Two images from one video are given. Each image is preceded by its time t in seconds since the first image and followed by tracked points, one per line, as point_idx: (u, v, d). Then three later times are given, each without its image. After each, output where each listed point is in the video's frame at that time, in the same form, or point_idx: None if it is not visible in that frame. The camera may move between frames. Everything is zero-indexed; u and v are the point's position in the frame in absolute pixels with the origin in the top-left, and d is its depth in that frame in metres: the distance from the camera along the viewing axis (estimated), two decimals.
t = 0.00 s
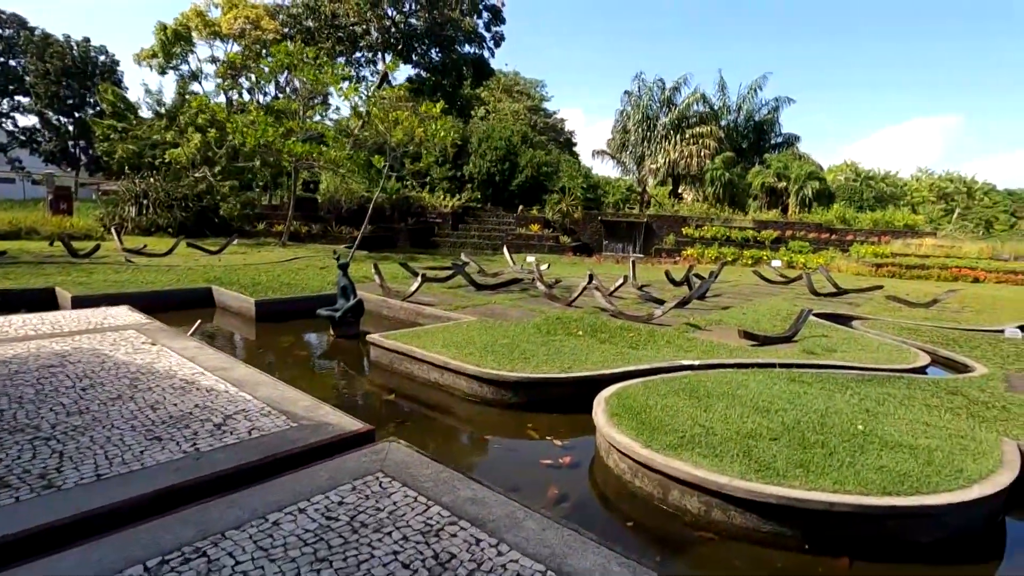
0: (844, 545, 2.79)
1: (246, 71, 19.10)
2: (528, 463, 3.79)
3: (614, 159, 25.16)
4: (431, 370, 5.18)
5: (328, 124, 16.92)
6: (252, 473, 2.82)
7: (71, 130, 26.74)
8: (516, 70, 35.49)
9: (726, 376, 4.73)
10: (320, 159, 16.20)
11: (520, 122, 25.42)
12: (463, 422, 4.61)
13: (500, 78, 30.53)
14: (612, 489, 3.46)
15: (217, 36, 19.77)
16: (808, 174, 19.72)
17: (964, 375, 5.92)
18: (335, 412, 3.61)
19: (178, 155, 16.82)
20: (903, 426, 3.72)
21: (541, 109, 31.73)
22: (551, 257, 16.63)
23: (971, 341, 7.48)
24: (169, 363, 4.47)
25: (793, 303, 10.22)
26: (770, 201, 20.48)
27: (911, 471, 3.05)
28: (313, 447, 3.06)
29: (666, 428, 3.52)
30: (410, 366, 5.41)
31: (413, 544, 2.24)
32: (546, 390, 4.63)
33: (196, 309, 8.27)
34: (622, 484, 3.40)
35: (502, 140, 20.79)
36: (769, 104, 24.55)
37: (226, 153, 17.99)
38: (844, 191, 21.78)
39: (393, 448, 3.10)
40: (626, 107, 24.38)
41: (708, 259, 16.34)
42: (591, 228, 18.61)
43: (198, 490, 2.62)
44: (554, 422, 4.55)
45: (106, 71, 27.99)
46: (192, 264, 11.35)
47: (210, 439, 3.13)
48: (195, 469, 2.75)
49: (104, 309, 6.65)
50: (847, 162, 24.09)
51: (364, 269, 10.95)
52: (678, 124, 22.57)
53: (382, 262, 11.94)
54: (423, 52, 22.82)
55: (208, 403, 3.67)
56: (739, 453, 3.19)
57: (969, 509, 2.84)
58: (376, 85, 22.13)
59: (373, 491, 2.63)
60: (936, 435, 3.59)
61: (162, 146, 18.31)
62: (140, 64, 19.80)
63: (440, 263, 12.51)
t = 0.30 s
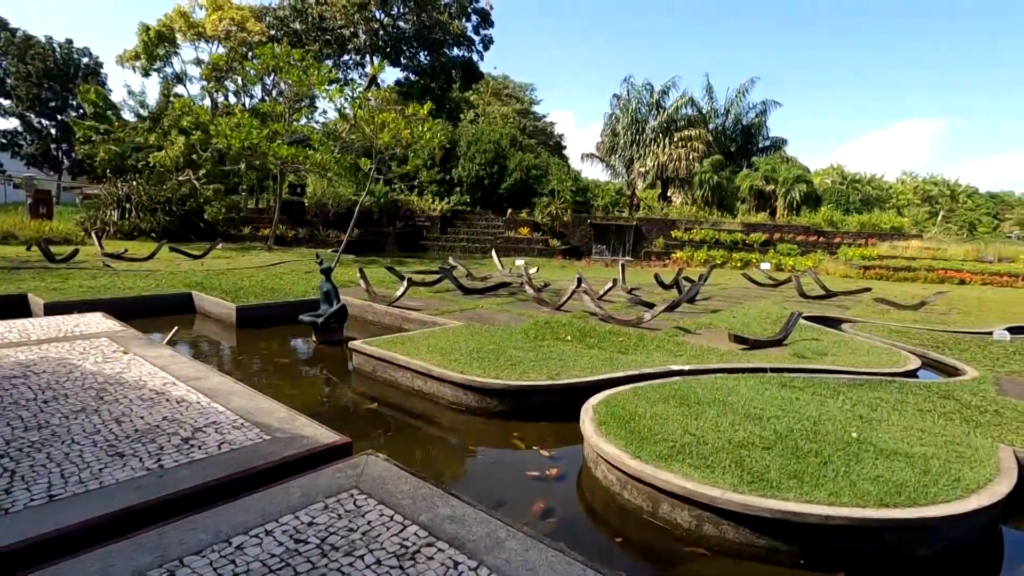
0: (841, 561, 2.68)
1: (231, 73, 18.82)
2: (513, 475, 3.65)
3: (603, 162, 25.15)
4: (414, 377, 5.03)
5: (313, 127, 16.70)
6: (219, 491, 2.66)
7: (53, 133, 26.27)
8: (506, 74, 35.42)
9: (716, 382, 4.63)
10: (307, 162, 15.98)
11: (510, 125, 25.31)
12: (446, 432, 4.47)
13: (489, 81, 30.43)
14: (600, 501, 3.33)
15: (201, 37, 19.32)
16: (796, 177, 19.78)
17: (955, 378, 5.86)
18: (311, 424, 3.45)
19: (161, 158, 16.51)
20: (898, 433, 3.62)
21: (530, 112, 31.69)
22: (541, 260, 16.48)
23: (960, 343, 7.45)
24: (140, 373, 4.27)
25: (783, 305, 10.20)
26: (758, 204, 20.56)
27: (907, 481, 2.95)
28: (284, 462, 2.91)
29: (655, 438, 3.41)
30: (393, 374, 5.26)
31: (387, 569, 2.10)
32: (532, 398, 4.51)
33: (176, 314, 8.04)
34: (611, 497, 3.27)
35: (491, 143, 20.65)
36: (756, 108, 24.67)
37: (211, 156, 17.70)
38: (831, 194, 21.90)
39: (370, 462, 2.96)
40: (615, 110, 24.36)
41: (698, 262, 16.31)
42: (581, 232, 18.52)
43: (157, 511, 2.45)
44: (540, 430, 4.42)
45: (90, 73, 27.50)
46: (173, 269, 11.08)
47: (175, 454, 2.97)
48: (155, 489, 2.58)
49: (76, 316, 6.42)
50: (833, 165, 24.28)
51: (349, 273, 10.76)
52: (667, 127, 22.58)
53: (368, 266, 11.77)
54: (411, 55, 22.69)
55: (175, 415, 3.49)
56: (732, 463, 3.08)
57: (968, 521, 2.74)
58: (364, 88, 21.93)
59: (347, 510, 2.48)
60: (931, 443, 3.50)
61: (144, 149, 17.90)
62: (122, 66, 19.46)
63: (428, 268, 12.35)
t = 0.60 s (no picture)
0: None
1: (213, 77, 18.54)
2: (496, 493, 3.51)
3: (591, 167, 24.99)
4: (395, 389, 4.88)
5: (297, 131, 16.47)
6: (179, 518, 2.50)
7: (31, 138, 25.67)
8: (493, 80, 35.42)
9: (705, 392, 4.53)
10: (291, 167, 15.75)
11: (497, 130, 25.25)
12: (428, 446, 4.31)
13: (476, 86, 30.38)
14: (586, 519, 3.20)
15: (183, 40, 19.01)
16: (781, 183, 19.92)
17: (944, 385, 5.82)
18: (283, 441, 3.29)
19: (141, 162, 16.18)
20: (890, 444, 3.54)
21: (517, 118, 31.69)
22: (528, 266, 16.38)
23: (946, 349, 7.44)
24: (105, 388, 4.07)
25: (769, 311, 10.20)
26: (744, 209, 20.67)
27: (902, 497, 2.85)
28: (251, 485, 2.74)
29: (643, 453, 3.29)
30: (373, 385, 5.10)
31: None
32: (516, 410, 4.37)
33: (151, 323, 7.80)
34: (597, 515, 3.15)
35: (478, 148, 20.56)
36: (741, 114, 24.87)
37: (193, 161, 17.40)
38: (815, 199, 22.08)
39: (343, 483, 2.80)
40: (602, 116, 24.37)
41: (685, 267, 16.32)
42: (568, 237, 18.47)
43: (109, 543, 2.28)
44: (525, 444, 4.28)
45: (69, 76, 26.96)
46: (151, 275, 10.80)
47: (135, 477, 2.79)
48: (108, 519, 2.41)
49: (44, 326, 6.17)
50: (817, 171, 24.54)
51: (332, 280, 10.55)
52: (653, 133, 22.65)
53: (352, 272, 11.58)
54: (397, 60, 22.59)
55: (139, 433, 3.31)
56: (722, 480, 2.97)
57: (966, 539, 2.64)
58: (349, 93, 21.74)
59: (317, 537, 2.33)
60: (924, 455, 3.41)
61: (124, 153, 17.50)
62: (102, 69, 19.10)
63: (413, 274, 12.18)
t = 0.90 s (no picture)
0: None
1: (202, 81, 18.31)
2: (483, 507, 3.37)
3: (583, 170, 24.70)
4: (381, 398, 4.72)
5: (286, 135, 16.28)
6: (141, 541, 2.34)
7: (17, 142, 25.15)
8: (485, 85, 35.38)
9: (700, 400, 4.41)
10: (279, 171, 15.54)
11: (489, 134, 25.15)
12: (414, 458, 4.15)
13: (468, 91, 30.31)
14: (576, 535, 3.06)
15: (172, 43, 18.83)
16: (772, 188, 19.96)
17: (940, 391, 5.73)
18: (257, 455, 3.13)
19: (128, 166, 15.92)
20: (890, 455, 3.42)
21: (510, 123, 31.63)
22: (520, 271, 16.24)
23: (940, 354, 7.37)
24: (73, 399, 3.88)
25: (762, 315, 10.12)
26: (736, 213, 20.67)
27: (906, 511, 2.73)
28: (220, 504, 2.59)
29: (637, 465, 3.15)
30: (359, 394, 4.93)
31: None
32: (505, 420, 4.23)
33: (132, 330, 7.59)
34: (588, 531, 3.01)
35: (470, 152, 20.46)
36: (733, 119, 24.93)
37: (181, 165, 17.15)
38: (806, 204, 22.14)
39: (320, 501, 2.65)
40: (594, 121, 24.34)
41: (677, 271, 16.25)
42: (559, 242, 18.37)
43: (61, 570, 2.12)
44: (514, 455, 4.13)
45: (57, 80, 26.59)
46: (135, 281, 10.57)
47: (96, 496, 2.62)
48: (63, 543, 2.24)
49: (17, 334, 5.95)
50: (807, 176, 24.62)
51: (320, 286, 10.37)
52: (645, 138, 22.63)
53: (341, 277, 11.40)
54: (389, 64, 22.49)
55: (106, 448, 3.14)
56: (719, 494, 2.84)
57: (974, 556, 2.52)
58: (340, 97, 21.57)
59: (289, 560, 2.18)
60: (925, 465, 3.31)
61: (110, 157, 17.21)
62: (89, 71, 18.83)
63: (403, 279, 12.01)
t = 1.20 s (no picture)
0: None
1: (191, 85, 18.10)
2: (470, 525, 3.20)
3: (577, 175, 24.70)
4: (366, 408, 4.55)
5: (275, 139, 16.09)
6: (98, 568, 2.18)
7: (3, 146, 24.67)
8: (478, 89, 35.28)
9: (695, 408, 4.27)
10: (269, 175, 15.33)
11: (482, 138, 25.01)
12: (399, 471, 3.98)
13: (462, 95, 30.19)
14: (567, 554, 2.91)
15: (161, 47, 18.42)
16: (764, 191, 19.96)
17: (940, 396, 5.62)
18: (231, 472, 2.96)
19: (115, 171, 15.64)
20: (893, 465, 3.29)
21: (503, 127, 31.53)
22: (513, 275, 16.07)
23: (937, 357, 7.28)
24: (38, 413, 3.68)
25: (757, 319, 10.02)
26: (730, 216, 20.60)
27: (913, 527, 2.59)
28: (184, 527, 2.41)
29: (630, 478, 3.01)
30: (343, 404, 4.76)
31: None
32: (494, 430, 4.07)
33: (113, 338, 7.38)
34: (580, 549, 2.86)
35: (462, 156, 20.32)
36: (725, 122, 24.93)
37: (170, 169, 16.91)
38: (798, 206, 22.16)
39: (294, 522, 2.48)
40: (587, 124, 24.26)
41: (671, 275, 16.17)
42: (553, 246, 18.22)
43: None
44: (503, 466, 3.98)
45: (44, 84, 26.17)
46: (119, 288, 10.31)
47: (51, 519, 2.45)
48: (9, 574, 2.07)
49: None
50: (800, 179, 24.65)
51: (309, 291, 10.18)
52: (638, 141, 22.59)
53: (330, 283, 11.20)
54: (380, 68, 22.38)
55: (68, 465, 2.96)
56: (718, 510, 2.69)
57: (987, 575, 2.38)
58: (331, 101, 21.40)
59: None
60: (930, 475, 3.18)
61: (98, 162, 16.94)
62: (76, 75, 18.56)
63: (394, 284, 11.83)
